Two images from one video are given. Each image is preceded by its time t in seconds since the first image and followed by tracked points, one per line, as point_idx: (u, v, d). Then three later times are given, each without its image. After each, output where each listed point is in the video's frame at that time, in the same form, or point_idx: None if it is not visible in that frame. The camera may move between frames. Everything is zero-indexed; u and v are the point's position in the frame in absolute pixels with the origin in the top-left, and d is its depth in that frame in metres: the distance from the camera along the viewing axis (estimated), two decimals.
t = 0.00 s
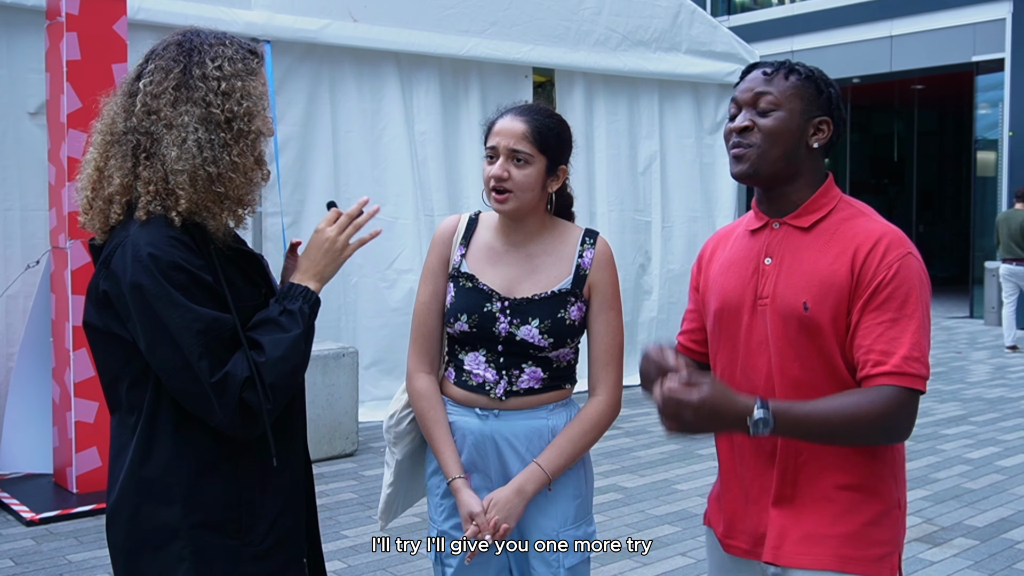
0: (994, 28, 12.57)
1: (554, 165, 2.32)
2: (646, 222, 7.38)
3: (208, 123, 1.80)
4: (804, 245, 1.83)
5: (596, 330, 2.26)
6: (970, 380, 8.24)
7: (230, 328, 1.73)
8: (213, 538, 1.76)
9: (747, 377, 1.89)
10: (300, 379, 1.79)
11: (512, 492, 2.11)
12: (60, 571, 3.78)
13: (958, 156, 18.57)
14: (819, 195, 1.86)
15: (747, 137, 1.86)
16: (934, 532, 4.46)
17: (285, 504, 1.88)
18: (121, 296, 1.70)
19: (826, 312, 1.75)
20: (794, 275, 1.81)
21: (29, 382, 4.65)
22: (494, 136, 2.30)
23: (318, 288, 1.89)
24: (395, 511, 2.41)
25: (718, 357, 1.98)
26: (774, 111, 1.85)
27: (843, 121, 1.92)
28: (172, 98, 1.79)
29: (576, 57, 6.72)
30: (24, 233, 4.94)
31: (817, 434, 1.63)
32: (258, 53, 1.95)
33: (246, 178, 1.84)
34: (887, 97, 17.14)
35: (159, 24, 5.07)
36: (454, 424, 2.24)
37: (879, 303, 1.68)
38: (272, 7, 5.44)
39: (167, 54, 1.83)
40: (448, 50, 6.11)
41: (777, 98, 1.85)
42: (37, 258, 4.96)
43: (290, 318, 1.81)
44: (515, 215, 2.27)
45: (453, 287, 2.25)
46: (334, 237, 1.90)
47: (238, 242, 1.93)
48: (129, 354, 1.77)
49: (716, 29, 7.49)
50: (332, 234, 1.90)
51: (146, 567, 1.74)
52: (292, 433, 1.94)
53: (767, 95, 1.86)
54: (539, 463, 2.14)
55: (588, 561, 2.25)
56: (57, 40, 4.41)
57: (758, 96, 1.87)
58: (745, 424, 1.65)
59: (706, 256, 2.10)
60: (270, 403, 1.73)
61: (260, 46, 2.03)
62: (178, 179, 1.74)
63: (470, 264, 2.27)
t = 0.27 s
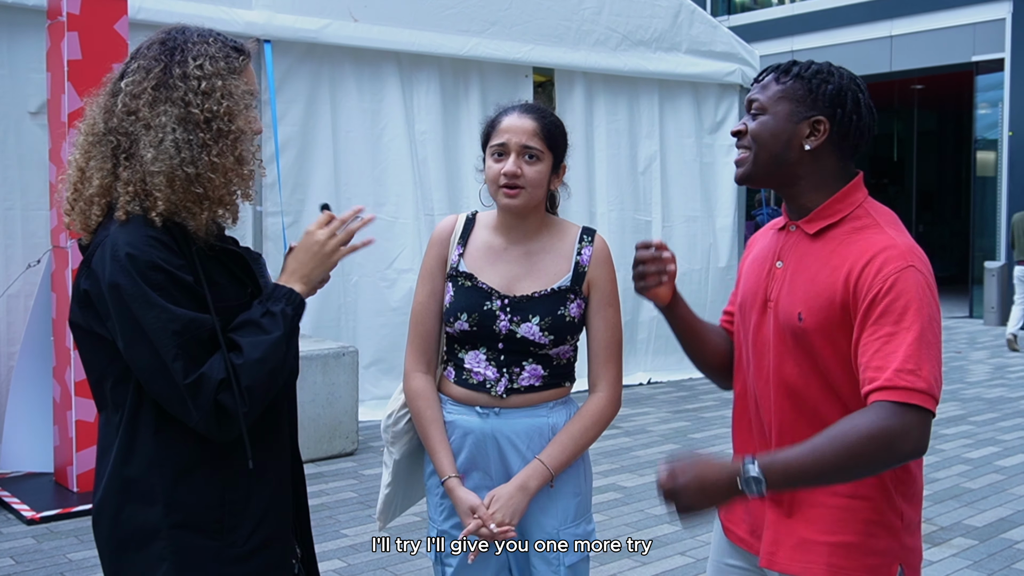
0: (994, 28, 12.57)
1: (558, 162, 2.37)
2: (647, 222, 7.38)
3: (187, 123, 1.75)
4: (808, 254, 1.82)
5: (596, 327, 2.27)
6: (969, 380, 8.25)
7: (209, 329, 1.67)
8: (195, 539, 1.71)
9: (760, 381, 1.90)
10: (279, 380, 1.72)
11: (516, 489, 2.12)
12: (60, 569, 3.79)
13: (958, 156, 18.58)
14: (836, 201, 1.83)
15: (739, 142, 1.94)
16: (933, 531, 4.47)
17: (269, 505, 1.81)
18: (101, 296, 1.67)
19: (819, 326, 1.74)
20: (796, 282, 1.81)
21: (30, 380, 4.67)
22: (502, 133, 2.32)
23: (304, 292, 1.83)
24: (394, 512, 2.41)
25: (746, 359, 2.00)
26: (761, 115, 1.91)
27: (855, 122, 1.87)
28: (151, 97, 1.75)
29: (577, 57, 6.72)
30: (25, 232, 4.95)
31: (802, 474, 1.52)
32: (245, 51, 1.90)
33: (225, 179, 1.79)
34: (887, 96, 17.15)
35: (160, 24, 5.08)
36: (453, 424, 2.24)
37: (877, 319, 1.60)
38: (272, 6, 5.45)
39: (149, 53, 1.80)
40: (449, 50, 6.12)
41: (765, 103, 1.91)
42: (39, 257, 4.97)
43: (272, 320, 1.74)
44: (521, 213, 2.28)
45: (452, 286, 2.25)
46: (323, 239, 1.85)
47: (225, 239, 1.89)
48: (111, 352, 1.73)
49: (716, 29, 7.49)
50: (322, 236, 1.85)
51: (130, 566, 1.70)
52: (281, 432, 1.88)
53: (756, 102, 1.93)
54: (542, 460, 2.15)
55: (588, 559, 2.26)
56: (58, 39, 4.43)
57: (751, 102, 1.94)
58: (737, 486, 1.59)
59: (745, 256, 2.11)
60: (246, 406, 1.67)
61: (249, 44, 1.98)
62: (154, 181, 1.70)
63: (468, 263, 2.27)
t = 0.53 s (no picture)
0: (994, 29, 12.56)
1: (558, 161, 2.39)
2: (647, 222, 7.39)
3: (154, 124, 1.72)
4: (809, 245, 1.82)
5: (594, 324, 2.29)
6: (969, 380, 8.26)
7: (173, 325, 1.63)
8: (163, 541, 1.67)
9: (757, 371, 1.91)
10: (248, 376, 1.65)
11: (524, 483, 2.11)
12: (61, 568, 3.80)
13: (959, 156, 18.58)
14: (836, 197, 1.85)
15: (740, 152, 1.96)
16: (932, 532, 4.47)
17: (243, 507, 1.77)
18: (62, 295, 1.64)
19: (819, 313, 1.74)
20: (795, 271, 1.82)
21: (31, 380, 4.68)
22: (514, 131, 2.29)
23: (270, 281, 1.75)
24: (392, 514, 2.43)
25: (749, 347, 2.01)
26: (757, 124, 1.92)
27: (849, 120, 1.88)
28: (119, 97, 1.73)
29: (577, 57, 6.73)
30: (26, 232, 4.97)
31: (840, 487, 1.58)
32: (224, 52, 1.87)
33: (192, 184, 1.74)
34: (888, 96, 17.15)
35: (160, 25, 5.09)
36: (453, 422, 2.24)
37: (884, 312, 1.61)
38: (273, 7, 5.47)
39: (123, 50, 1.78)
40: (448, 51, 6.13)
41: (760, 111, 1.92)
42: (39, 257, 4.98)
43: (236, 314, 1.67)
44: (526, 213, 2.28)
45: (450, 285, 2.24)
46: (288, 227, 1.76)
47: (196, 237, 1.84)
48: (77, 352, 1.69)
49: (716, 30, 7.50)
50: (287, 224, 1.76)
51: (98, 567, 1.65)
52: (253, 431, 1.83)
53: (751, 110, 1.94)
54: (548, 454, 2.16)
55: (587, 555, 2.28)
56: (59, 40, 4.44)
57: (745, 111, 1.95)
58: (792, 522, 1.64)
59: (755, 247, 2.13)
60: (214, 403, 1.61)
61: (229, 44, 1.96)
62: (115, 182, 1.67)
63: (466, 262, 2.27)
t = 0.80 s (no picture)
0: (994, 30, 12.55)
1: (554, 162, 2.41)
2: (648, 223, 7.39)
3: (121, 121, 1.73)
4: (791, 257, 1.94)
5: (591, 320, 2.33)
6: (970, 380, 8.25)
7: (131, 326, 1.67)
8: (118, 544, 1.72)
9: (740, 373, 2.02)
10: (209, 372, 1.70)
11: (533, 479, 2.11)
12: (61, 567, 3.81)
13: (960, 157, 18.57)
14: (813, 211, 1.96)
15: (734, 167, 2.00)
16: (933, 532, 4.47)
17: (200, 512, 1.81)
18: (20, 296, 1.67)
19: (800, 319, 1.87)
20: (779, 281, 1.93)
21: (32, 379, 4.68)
22: (529, 130, 2.27)
23: (229, 277, 1.78)
24: (389, 516, 2.43)
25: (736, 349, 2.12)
26: (757, 141, 1.97)
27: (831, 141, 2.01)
28: (86, 92, 1.73)
29: (577, 58, 6.74)
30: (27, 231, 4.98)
31: (797, 480, 1.75)
32: (190, 47, 1.88)
33: (159, 182, 1.75)
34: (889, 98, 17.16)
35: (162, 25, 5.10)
36: (453, 420, 2.24)
37: (848, 312, 1.78)
38: (274, 8, 5.48)
39: (88, 43, 1.78)
40: (449, 51, 6.14)
41: (760, 129, 1.97)
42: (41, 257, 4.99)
43: (194, 310, 1.71)
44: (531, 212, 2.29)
45: (448, 283, 2.23)
46: (244, 222, 1.81)
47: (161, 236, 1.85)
48: (37, 355, 1.74)
49: (717, 31, 7.50)
50: (242, 219, 1.81)
51: (51, 567, 1.72)
52: (214, 436, 1.87)
53: (751, 127, 1.98)
54: (555, 449, 2.17)
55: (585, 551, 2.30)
56: (60, 41, 4.45)
57: (743, 127, 1.99)
58: (759, 518, 1.80)
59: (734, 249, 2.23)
60: (172, 403, 1.66)
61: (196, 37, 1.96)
62: (82, 180, 1.68)
63: (463, 260, 2.26)
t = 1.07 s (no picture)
0: (995, 31, 12.55)
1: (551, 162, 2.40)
2: (650, 224, 7.39)
3: (104, 122, 1.68)
4: (800, 239, 2.08)
5: (587, 319, 2.36)
6: (971, 381, 8.26)
7: (99, 341, 1.62)
8: (68, 556, 1.64)
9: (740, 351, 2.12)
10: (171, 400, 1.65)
11: (537, 477, 2.14)
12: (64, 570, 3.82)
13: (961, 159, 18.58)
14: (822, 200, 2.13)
15: (792, 164, 2.07)
16: (933, 532, 4.48)
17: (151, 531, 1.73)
18: None
19: (818, 295, 2.01)
20: (791, 260, 2.06)
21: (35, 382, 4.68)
22: (530, 134, 2.27)
23: (204, 296, 1.73)
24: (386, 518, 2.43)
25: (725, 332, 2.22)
26: (819, 146, 2.06)
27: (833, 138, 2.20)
28: (66, 94, 1.68)
29: (578, 60, 6.76)
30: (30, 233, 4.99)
31: (817, 447, 1.94)
32: (169, 40, 1.82)
33: (144, 182, 1.71)
34: (890, 99, 17.17)
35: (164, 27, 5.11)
36: (453, 420, 2.24)
37: (859, 287, 1.98)
38: (276, 10, 5.48)
39: (65, 44, 1.72)
40: (451, 53, 6.16)
41: (823, 135, 2.06)
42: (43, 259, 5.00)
43: (164, 330, 1.65)
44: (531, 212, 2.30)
45: (448, 284, 2.23)
46: (225, 243, 1.74)
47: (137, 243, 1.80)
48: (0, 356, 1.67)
49: (718, 32, 7.50)
50: (224, 240, 1.74)
51: None
52: (172, 453, 1.80)
53: (815, 132, 2.06)
54: (557, 446, 2.20)
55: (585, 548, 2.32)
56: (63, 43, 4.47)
57: (808, 133, 2.05)
58: (778, 483, 1.97)
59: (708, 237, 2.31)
60: (133, 424, 1.60)
61: (174, 30, 1.90)
62: (66, 185, 1.63)
63: (461, 260, 2.26)
